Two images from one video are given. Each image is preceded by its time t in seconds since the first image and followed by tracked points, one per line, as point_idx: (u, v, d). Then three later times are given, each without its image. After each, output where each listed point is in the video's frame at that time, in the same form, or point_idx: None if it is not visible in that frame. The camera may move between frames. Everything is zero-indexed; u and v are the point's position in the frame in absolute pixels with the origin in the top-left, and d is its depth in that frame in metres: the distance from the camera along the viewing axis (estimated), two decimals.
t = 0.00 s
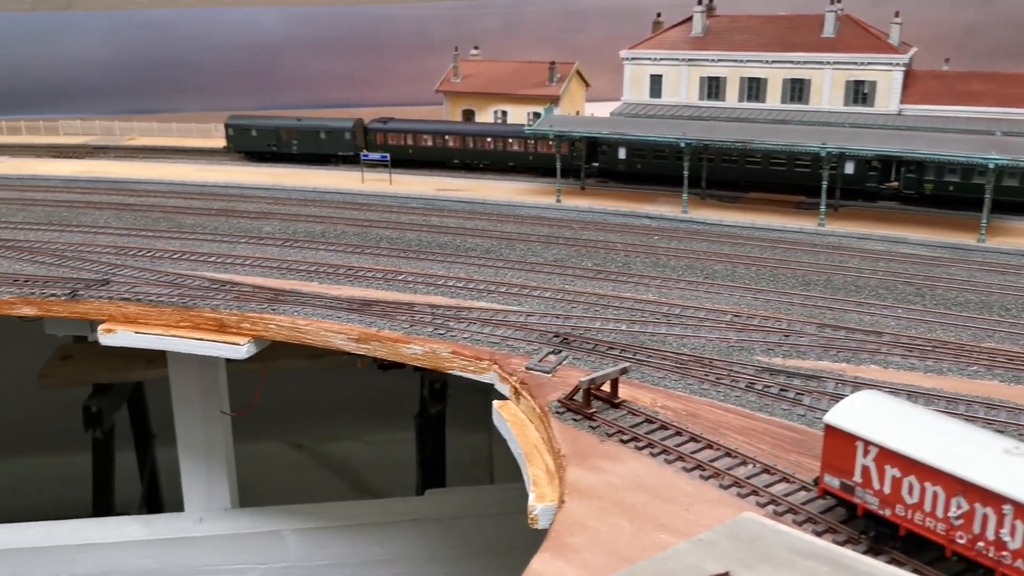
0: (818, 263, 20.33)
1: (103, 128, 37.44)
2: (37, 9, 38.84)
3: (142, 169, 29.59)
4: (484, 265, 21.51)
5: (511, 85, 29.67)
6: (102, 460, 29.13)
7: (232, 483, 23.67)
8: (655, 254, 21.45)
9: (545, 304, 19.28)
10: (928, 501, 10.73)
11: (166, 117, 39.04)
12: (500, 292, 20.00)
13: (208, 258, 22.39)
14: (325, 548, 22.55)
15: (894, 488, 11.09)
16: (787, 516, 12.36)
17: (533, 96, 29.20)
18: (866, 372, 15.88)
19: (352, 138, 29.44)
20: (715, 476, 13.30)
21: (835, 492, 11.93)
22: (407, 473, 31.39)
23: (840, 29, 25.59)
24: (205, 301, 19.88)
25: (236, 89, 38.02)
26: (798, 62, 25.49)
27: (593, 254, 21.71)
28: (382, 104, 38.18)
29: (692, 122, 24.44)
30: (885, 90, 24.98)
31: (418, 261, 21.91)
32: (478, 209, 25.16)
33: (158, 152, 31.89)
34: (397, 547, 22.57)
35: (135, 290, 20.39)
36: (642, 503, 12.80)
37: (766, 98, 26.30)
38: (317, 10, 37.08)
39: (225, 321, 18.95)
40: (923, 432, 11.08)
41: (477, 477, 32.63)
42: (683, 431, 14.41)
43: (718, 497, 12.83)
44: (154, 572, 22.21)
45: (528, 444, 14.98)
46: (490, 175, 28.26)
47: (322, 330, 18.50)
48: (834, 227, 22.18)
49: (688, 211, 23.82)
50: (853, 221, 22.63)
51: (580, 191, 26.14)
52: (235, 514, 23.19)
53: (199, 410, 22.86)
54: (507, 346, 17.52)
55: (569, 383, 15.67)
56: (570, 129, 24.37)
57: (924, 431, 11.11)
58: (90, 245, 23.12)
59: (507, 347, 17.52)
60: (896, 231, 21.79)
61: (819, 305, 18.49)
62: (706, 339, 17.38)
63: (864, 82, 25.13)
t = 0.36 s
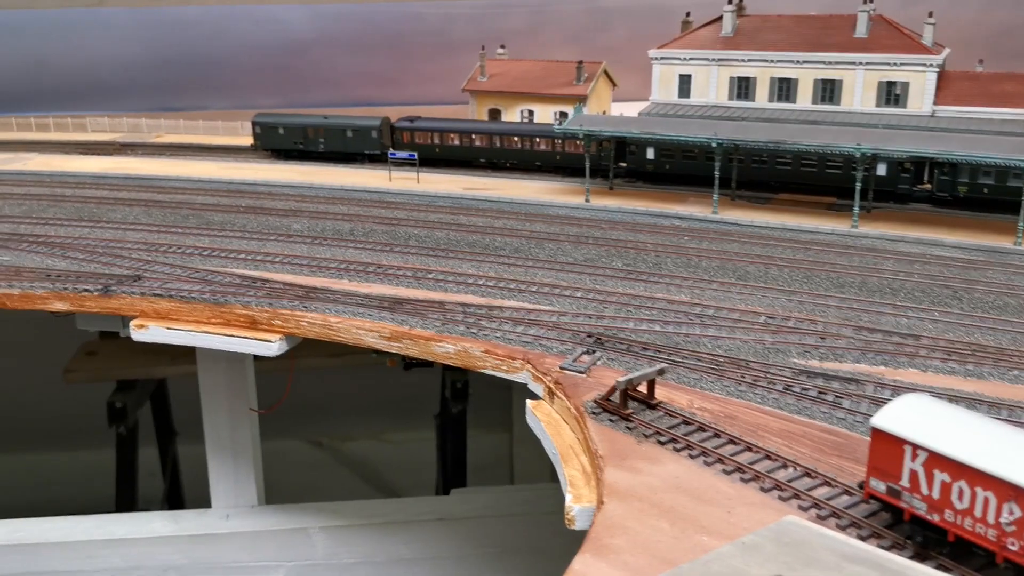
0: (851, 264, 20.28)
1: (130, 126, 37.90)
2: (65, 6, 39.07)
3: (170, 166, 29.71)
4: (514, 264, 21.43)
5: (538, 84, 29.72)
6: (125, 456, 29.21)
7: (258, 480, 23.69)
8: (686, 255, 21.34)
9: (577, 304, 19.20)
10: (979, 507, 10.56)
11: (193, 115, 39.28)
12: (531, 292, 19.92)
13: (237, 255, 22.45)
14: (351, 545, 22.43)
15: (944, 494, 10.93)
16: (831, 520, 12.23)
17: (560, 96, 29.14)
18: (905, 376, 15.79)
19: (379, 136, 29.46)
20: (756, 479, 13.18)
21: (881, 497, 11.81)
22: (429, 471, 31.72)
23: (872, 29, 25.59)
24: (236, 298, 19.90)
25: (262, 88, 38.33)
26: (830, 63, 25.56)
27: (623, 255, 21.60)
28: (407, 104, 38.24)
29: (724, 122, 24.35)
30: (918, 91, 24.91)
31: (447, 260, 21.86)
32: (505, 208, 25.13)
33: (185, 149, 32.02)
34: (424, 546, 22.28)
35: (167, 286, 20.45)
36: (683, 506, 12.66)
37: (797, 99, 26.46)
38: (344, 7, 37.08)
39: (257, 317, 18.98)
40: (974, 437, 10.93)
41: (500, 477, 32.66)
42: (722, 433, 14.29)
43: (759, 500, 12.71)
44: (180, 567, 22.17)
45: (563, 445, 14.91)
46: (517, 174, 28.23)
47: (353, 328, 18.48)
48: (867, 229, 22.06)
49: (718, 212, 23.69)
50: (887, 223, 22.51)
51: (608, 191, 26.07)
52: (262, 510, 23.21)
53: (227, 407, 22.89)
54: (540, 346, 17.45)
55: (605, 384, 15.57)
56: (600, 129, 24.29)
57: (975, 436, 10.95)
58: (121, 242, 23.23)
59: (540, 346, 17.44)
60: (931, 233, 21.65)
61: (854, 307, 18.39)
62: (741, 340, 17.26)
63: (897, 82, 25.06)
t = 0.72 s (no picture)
0: (880, 267, 20.45)
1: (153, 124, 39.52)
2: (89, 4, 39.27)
3: (193, 164, 29.81)
4: (540, 264, 21.41)
5: (561, 83, 29.98)
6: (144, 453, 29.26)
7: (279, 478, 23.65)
8: (712, 256, 21.31)
9: (603, 305, 19.14)
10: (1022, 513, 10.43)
11: (216, 113, 39.58)
12: (557, 292, 19.86)
13: (262, 253, 22.49)
14: (374, 544, 22.38)
15: (985, 499, 10.82)
16: (867, 524, 12.12)
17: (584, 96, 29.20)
18: (937, 379, 15.75)
19: (401, 135, 29.49)
20: (789, 483, 13.05)
21: (920, 502, 11.72)
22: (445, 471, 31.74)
23: (900, 29, 25.73)
24: (263, 296, 19.93)
25: (286, 89, 38.81)
26: (857, 63, 25.76)
27: (649, 255, 21.55)
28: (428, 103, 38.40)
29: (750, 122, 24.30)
30: (946, 92, 25.07)
31: (472, 260, 21.86)
32: (529, 208, 25.19)
33: (208, 147, 32.15)
34: (445, 545, 22.40)
35: (193, 284, 20.50)
36: (717, 508, 12.51)
37: (823, 100, 26.66)
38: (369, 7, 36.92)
39: (283, 316, 19.00)
40: (1016, 442, 10.79)
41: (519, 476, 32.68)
42: (754, 435, 14.18)
43: (794, 504, 12.57)
44: (203, 563, 22.16)
45: (592, 446, 14.82)
46: (540, 174, 28.30)
47: (380, 327, 18.46)
48: (895, 231, 22.24)
49: (744, 213, 23.80)
50: (915, 225, 22.67)
51: (633, 191, 26.07)
52: (284, 507, 23.12)
53: (249, 404, 22.84)
54: (568, 346, 17.39)
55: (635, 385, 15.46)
56: (625, 128, 24.21)
57: (1016, 441, 10.82)
58: (146, 239, 23.31)
59: (568, 347, 17.37)
60: (959, 235, 21.76)
61: (884, 310, 18.38)
62: (771, 342, 17.20)
63: (924, 83, 25.21)
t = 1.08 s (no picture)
0: (906, 266, 20.35)
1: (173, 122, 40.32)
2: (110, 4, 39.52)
3: (214, 162, 29.92)
4: (562, 263, 21.34)
5: (581, 83, 30.60)
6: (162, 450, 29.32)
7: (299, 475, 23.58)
8: (736, 256, 21.26)
9: (627, 304, 19.05)
10: None
11: (235, 112, 39.82)
12: (580, 290, 19.78)
13: (284, 251, 22.51)
14: (393, 542, 22.27)
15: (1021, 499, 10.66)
16: (899, 525, 11.98)
17: (603, 95, 29.82)
18: (966, 379, 15.60)
19: (421, 134, 29.60)
20: (819, 483, 12.91)
21: (954, 502, 11.59)
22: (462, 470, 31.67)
23: (924, 28, 25.63)
24: (286, 294, 19.94)
25: (306, 88, 39.06)
26: (880, 63, 25.65)
27: (671, 254, 21.49)
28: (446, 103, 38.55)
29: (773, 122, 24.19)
30: (971, 92, 24.90)
31: (494, 258, 21.83)
32: (550, 207, 25.20)
33: (228, 146, 32.27)
34: (464, 544, 22.15)
35: (216, 281, 20.53)
36: (746, 508, 12.34)
37: (846, 99, 26.56)
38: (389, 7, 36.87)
39: (306, 313, 18.97)
40: None
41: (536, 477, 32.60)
42: (782, 435, 14.05)
43: (824, 504, 12.42)
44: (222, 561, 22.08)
45: (618, 444, 14.70)
46: (561, 173, 28.34)
47: (402, 325, 18.41)
48: (921, 232, 22.14)
49: (768, 212, 23.73)
50: (941, 225, 22.60)
51: (654, 190, 26.02)
52: (303, 505, 23.08)
53: (267, 402, 22.69)
54: (592, 345, 17.32)
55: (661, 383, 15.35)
56: (647, 128, 24.14)
57: None
58: (169, 237, 23.38)
59: (592, 345, 17.30)
60: (986, 236, 21.69)
61: (911, 310, 18.23)
62: (797, 342, 17.08)
63: (949, 83, 25.08)
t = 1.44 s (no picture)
0: (941, 267, 20.14)
1: (201, 124, 40.60)
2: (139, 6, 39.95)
3: (242, 162, 30.11)
4: (591, 263, 21.25)
5: (607, 84, 30.85)
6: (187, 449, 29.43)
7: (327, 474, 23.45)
8: (767, 256, 21.16)
9: (658, 304, 18.92)
10: None
11: (262, 113, 40.22)
12: (610, 291, 19.69)
13: (313, 250, 22.56)
14: (419, 543, 22.08)
15: None
16: (943, 528, 11.72)
17: (629, 95, 30.04)
18: (1005, 381, 15.37)
19: (447, 134, 29.74)
20: (859, 485, 12.65)
21: (1000, 505, 11.33)
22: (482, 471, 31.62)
23: (957, 28, 25.51)
24: (316, 293, 19.96)
25: (332, 89, 39.32)
26: (912, 62, 25.41)
27: (702, 255, 21.42)
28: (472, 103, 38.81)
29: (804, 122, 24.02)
30: (1005, 91, 24.53)
31: (523, 258, 21.78)
32: (578, 207, 25.22)
33: (255, 146, 32.48)
34: (488, 544, 21.83)
35: (246, 280, 20.59)
36: (785, 509, 12.09)
37: (877, 99, 26.33)
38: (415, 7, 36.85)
39: (336, 312, 18.96)
40: None
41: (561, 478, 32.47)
42: (820, 436, 13.86)
43: (865, 506, 12.15)
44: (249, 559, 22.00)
45: (652, 445, 14.54)
46: (588, 173, 28.34)
47: (433, 324, 18.38)
48: (956, 232, 21.89)
49: (798, 213, 23.54)
50: (975, 225, 22.38)
51: (683, 191, 26.00)
52: (331, 504, 22.98)
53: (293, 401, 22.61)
54: (624, 345, 17.20)
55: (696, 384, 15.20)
56: (676, 128, 24.05)
57: None
58: (198, 236, 23.50)
59: (624, 345, 17.19)
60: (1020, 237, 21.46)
61: (947, 311, 18.00)
62: (833, 343, 16.91)
63: (983, 82, 24.82)
